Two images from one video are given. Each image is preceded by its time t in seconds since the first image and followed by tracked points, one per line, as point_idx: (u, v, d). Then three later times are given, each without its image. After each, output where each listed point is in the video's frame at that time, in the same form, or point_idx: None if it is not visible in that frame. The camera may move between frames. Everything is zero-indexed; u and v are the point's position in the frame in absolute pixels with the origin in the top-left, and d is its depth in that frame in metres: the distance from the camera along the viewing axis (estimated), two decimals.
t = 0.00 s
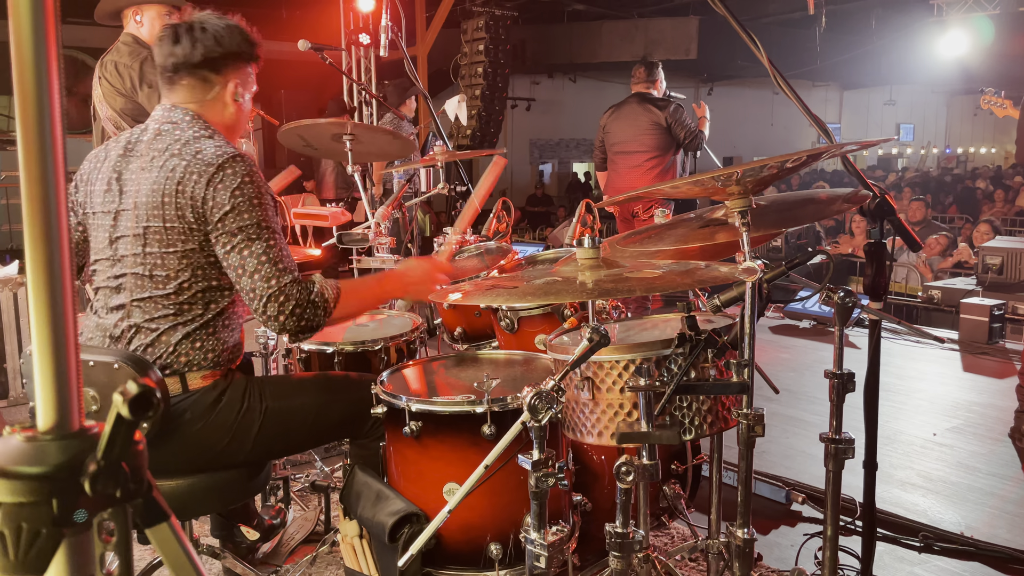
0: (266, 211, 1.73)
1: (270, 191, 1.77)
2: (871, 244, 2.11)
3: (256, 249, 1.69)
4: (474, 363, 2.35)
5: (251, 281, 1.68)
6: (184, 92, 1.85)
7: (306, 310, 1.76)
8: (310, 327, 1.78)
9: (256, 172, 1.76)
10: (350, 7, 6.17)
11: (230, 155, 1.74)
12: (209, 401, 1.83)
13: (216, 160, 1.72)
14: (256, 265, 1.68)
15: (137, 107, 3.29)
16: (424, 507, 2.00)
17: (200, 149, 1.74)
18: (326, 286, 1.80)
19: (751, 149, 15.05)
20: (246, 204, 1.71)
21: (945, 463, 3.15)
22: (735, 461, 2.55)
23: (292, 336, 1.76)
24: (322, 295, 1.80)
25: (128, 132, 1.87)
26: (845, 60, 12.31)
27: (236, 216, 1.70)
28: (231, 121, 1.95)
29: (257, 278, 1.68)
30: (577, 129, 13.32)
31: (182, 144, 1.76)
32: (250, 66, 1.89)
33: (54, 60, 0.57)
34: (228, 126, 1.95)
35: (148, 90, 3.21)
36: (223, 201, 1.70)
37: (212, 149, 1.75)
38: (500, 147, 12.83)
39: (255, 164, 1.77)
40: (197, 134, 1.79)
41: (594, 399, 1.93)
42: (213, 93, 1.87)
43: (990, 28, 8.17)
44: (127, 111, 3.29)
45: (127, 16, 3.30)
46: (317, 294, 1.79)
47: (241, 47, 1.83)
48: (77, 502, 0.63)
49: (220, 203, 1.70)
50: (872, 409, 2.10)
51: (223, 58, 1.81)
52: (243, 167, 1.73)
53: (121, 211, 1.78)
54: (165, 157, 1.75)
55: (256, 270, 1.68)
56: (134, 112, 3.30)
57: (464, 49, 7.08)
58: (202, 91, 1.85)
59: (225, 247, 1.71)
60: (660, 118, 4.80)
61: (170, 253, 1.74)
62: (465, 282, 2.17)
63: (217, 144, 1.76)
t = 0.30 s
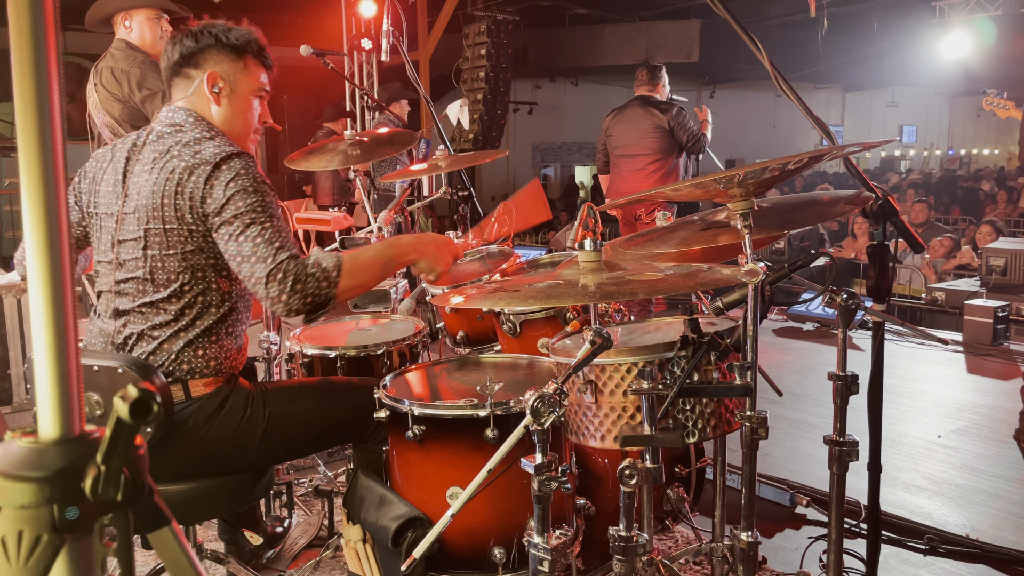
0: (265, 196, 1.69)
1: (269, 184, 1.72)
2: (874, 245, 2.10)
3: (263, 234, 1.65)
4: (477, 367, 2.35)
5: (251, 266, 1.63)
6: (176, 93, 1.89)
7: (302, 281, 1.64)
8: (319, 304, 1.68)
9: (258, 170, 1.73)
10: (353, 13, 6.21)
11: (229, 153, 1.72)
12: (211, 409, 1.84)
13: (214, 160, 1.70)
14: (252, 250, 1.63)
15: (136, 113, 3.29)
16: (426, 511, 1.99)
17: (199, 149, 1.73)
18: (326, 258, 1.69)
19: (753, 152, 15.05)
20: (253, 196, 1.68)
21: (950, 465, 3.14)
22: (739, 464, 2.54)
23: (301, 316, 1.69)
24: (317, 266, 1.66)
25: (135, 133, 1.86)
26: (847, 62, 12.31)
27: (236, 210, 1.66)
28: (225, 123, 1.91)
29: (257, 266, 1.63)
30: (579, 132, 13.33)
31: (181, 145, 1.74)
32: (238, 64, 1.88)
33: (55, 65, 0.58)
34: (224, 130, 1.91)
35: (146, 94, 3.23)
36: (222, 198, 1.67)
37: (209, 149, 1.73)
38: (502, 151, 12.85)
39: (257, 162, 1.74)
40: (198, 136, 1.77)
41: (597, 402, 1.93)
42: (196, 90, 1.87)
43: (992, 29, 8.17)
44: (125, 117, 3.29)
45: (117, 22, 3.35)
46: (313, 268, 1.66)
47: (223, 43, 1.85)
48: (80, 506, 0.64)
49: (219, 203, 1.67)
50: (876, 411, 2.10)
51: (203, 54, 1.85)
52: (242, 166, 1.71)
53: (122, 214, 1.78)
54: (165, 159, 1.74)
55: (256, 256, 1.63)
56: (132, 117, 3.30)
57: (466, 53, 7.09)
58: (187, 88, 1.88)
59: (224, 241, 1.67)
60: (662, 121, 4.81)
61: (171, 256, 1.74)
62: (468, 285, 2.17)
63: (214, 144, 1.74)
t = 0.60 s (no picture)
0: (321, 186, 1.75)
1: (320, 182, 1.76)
2: (876, 245, 2.10)
3: (345, 213, 1.71)
4: (480, 369, 2.34)
5: (345, 241, 1.70)
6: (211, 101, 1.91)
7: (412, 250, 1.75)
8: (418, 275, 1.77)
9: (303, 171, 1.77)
10: (355, 16, 6.24)
11: (269, 157, 1.75)
12: (220, 411, 1.84)
13: (261, 162, 1.74)
14: (342, 226, 1.70)
15: (135, 118, 3.33)
16: (429, 513, 1.99)
17: (241, 152, 1.76)
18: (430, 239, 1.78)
19: (756, 154, 15.03)
20: (313, 189, 1.73)
21: (955, 466, 3.12)
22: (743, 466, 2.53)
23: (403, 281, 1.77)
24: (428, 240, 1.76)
25: (175, 133, 1.90)
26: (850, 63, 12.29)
27: (292, 201, 1.71)
28: (260, 130, 1.91)
29: (339, 239, 1.70)
30: (581, 134, 13.33)
31: (222, 148, 1.77)
32: (272, 72, 1.88)
33: (52, 67, 0.59)
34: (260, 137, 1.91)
35: (147, 100, 3.21)
36: (277, 194, 1.71)
37: (250, 154, 1.75)
38: (505, 154, 12.87)
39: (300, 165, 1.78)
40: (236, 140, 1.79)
41: (600, 403, 1.93)
42: (229, 98, 1.87)
43: (995, 28, 8.15)
44: (124, 121, 3.32)
45: (121, 26, 3.36)
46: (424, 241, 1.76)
47: (257, 51, 1.86)
48: (77, 506, 0.63)
49: (269, 201, 1.71)
50: (880, 411, 2.09)
51: (237, 62, 1.86)
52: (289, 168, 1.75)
53: (158, 211, 1.80)
54: (205, 161, 1.76)
55: (340, 236, 1.70)
56: (132, 122, 3.34)
57: (468, 56, 7.10)
58: (220, 96, 1.89)
59: (283, 230, 1.72)
60: (666, 123, 4.81)
61: (203, 255, 1.76)
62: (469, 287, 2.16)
63: (254, 149, 1.77)
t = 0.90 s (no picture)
0: (330, 200, 1.69)
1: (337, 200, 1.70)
2: (881, 244, 2.09)
3: (352, 229, 1.65)
4: (485, 370, 2.35)
5: (346, 257, 1.64)
6: (229, 104, 1.91)
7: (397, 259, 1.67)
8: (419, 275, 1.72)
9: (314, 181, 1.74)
10: (358, 18, 6.26)
11: (281, 166, 1.73)
12: (230, 413, 1.84)
13: (272, 173, 1.71)
14: (344, 248, 1.63)
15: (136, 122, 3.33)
16: (435, 514, 1.99)
17: (252, 162, 1.74)
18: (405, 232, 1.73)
19: (760, 154, 15.02)
20: (318, 202, 1.67)
21: (962, 465, 3.11)
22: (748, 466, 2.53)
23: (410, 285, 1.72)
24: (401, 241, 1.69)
25: (186, 137, 1.89)
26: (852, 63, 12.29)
27: (303, 214, 1.66)
28: (274, 137, 1.92)
29: (359, 259, 1.64)
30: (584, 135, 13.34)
31: (236, 155, 1.76)
32: (292, 81, 1.88)
33: (58, 68, 0.58)
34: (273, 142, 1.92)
35: (148, 104, 3.23)
36: (285, 207, 1.67)
37: (261, 164, 1.73)
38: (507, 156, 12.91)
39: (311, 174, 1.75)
40: (249, 149, 1.78)
41: (604, 403, 1.93)
42: (248, 103, 1.88)
43: (999, 26, 8.14)
44: (125, 126, 3.32)
45: (122, 30, 3.37)
46: (400, 246, 1.68)
47: (280, 58, 1.85)
48: (85, 507, 0.63)
49: (277, 214, 1.68)
50: (886, 411, 2.08)
51: (258, 67, 1.85)
52: (299, 177, 1.72)
53: (168, 217, 1.80)
54: (217, 169, 1.75)
55: (352, 248, 1.63)
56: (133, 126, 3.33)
57: (471, 57, 7.12)
58: (239, 101, 1.89)
59: (292, 243, 1.68)
60: (670, 123, 4.81)
61: (213, 262, 1.75)
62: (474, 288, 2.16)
63: (266, 159, 1.75)
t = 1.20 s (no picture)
0: (301, 203, 1.67)
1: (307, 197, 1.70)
2: (885, 243, 2.09)
3: (320, 236, 1.64)
4: (487, 369, 2.34)
5: (310, 270, 1.62)
6: (190, 100, 1.87)
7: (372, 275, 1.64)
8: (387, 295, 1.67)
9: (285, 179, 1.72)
10: (361, 19, 6.27)
11: (251, 166, 1.70)
12: (226, 415, 1.85)
13: (238, 175, 1.68)
14: (310, 255, 1.62)
15: (140, 122, 3.32)
16: (438, 513, 1.99)
17: (219, 164, 1.71)
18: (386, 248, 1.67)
19: (764, 154, 14.99)
20: (291, 205, 1.66)
21: (966, 465, 3.10)
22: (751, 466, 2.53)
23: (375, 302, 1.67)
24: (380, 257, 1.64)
25: (149, 140, 1.86)
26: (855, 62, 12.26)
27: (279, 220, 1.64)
28: (242, 129, 1.91)
29: (314, 262, 1.62)
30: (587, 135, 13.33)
31: (203, 160, 1.73)
32: (253, 70, 1.87)
33: (55, 69, 0.58)
34: (241, 134, 1.92)
35: (151, 103, 3.25)
36: (256, 211, 1.65)
37: (230, 166, 1.70)
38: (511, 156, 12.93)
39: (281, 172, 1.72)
40: (215, 148, 1.76)
41: (607, 403, 1.92)
42: (213, 98, 1.86)
43: (1004, 25, 8.11)
44: (129, 127, 3.32)
45: (120, 32, 3.37)
46: (375, 262, 1.64)
47: (239, 47, 1.83)
48: (82, 507, 0.63)
49: (249, 219, 1.66)
50: (890, 410, 2.07)
51: (218, 59, 1.83)
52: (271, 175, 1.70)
53: (142, 226, 1.78)
54: (185, 174, 1.73)
55: (319, 256, 1.62)
56: (137, 126, 3.33)
57: (474, 57, 7.12)
58: (202, 96, 1.86)
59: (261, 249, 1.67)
60: (672, 122, 4.80)
61: (192, 267, 1.74)
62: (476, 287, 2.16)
63: (233, 159, 1.72)
